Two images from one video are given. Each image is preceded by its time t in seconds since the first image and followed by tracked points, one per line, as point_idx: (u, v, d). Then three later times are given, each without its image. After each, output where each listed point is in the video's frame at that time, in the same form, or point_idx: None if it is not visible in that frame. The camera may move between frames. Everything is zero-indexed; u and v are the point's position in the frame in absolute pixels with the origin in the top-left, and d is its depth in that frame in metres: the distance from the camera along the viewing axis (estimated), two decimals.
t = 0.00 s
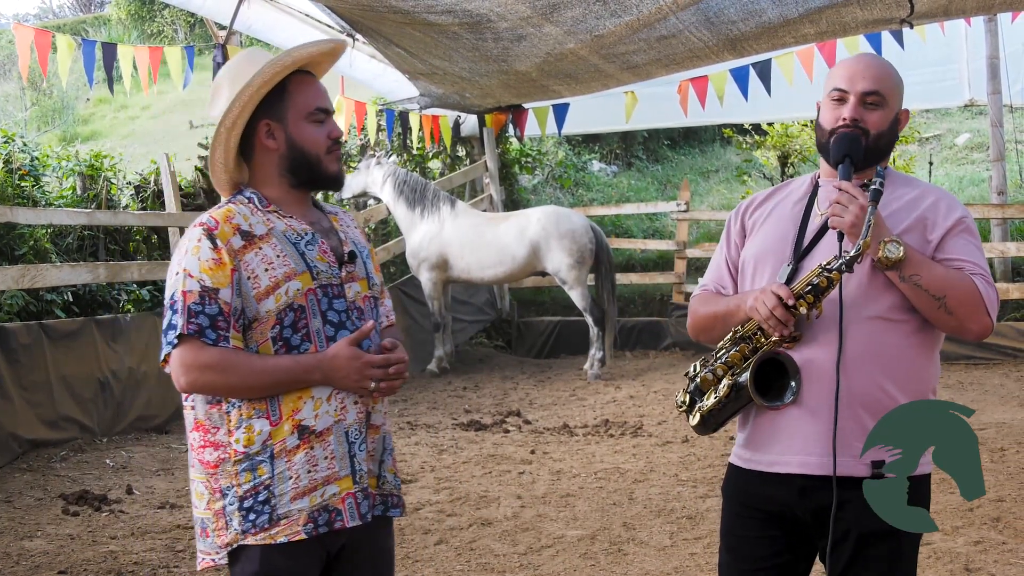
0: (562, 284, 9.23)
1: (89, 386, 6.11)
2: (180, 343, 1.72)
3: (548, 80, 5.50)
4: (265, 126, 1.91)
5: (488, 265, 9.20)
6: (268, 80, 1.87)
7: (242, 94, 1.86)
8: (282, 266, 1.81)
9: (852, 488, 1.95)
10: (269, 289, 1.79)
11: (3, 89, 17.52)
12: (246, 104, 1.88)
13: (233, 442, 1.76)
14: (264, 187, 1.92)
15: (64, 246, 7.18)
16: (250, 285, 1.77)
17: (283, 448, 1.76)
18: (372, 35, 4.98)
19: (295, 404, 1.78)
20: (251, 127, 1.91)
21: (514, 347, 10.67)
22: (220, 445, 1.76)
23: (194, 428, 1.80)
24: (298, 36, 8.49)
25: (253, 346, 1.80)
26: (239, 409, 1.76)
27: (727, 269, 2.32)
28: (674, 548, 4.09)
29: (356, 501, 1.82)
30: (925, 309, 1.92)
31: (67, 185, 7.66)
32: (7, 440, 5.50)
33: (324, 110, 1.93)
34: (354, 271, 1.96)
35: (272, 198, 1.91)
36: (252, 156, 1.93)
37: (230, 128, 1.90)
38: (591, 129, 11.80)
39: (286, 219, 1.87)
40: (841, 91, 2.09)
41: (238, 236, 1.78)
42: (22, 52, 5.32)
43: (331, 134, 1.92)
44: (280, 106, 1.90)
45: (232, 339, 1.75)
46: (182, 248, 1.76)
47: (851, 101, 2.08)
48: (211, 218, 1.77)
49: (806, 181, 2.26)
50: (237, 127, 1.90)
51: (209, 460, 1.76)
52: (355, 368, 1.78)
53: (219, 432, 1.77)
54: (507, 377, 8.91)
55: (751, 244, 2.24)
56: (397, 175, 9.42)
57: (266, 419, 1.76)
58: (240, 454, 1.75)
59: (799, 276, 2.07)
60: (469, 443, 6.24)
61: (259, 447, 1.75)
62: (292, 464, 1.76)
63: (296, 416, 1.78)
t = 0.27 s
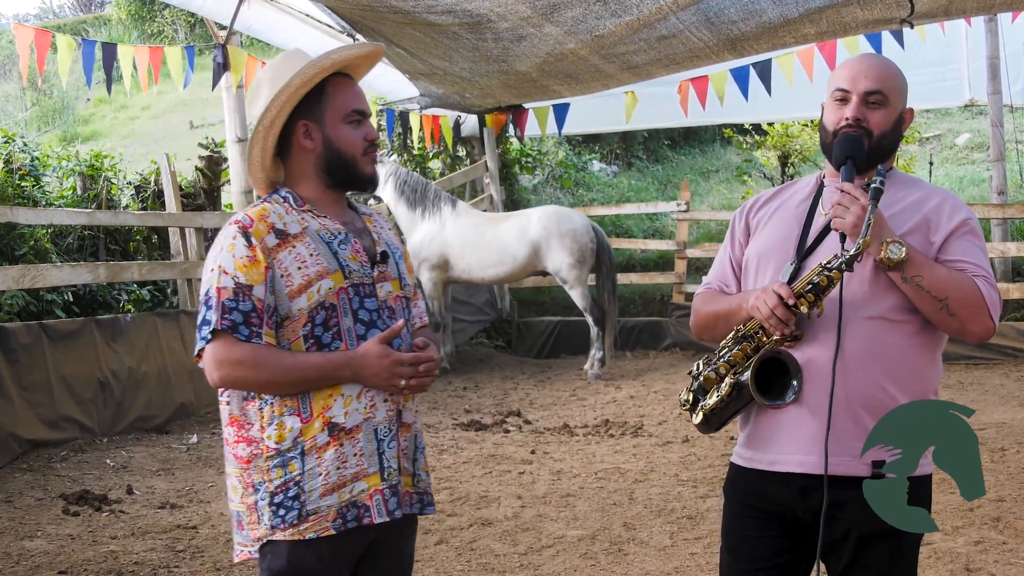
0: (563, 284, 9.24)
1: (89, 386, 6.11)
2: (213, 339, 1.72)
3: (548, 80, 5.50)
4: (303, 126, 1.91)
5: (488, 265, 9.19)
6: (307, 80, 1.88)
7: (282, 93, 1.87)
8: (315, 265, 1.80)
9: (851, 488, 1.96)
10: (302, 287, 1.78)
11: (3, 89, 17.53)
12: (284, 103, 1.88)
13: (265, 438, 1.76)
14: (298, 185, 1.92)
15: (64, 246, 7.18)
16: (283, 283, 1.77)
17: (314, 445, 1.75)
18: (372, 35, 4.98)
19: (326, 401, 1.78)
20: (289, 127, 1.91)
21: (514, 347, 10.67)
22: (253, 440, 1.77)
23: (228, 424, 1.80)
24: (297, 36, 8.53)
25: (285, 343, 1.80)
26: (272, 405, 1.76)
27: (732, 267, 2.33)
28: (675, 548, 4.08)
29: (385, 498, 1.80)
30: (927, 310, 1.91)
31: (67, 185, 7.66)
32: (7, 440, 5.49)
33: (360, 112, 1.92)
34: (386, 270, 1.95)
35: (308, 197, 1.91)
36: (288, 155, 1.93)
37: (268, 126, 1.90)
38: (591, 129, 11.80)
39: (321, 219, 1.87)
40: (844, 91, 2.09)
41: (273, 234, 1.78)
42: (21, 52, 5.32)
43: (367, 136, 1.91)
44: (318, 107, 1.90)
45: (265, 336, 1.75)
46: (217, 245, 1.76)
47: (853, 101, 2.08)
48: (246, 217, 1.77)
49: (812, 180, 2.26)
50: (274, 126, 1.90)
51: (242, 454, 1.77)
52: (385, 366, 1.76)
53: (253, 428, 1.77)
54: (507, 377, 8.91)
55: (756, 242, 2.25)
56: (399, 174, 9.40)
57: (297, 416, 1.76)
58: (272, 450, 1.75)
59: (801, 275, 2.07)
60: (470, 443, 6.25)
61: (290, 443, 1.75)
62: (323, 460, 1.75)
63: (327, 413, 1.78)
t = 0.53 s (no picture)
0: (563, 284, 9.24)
1: (89, 386, 6.11)
2: (236, 338, 1.72)
3: (548, 80, 5.50)
4: (325, 132, 1.92)
5: (488, 264, 9.21)
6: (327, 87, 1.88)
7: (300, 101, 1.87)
8: (336, 267, 1.80)
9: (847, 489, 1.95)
10: (322, 288, 1.78)
11: (3, 89, 17.53)
12: (304, 110, 1.89)
13: (285, 436, 1.77)
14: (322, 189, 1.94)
15: (64, 246, 7.18)
16: (304, 284, 1.77)
17: (332, 444, 1.75)
18: (372, 35, 4.98)
19: (344, 401, 1.77)
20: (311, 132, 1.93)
21: (514, 347, 10.66)
22: (273, 438, 1.78)
23: (251, 421, 1.82)
24: (296, 35, 8.54)
25: (307, 344, 1.80)
26: (293, 404, 1.77)
27: (734, 265, 2.34)
28: (674, 548, 4.09)
29: (401, 498, 1.78)
30: (923, 311, 1.91)
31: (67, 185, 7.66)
32: (6, 439, 5.49)
33: (382, 115, 1.92)
34: (411, 273, 1.93)
35: (336, 200, 1.92)
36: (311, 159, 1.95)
37: (290, 132, 1.92)
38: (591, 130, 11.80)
39: (346, 221, 1.87)
40: (841, 93, 2.09)
41: (296, 236, 1.79)
42: (21, 52, 5.32)
43: (388, 139, 1.90)
44: (339, 112, 1.91)
45: (287, 336, 1.75)
46: (242, 247, 1.78)
47: (850, 102, 2.08)
48: (270, 218, 1.79)
49: (814, 181, 2.26)
50: (296, 132, 1.92)
51: (262, 451, 1.78)
52: (402, 370, 1.74)
53: (273, 425, 1.78)
54: (507, 378, 8.90)
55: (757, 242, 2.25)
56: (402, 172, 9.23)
57: (316, 415, 1.76)
58: (291, 448, 1.76)
59: (800, 275, 2.07)
60: (469, 443, 6.25)
61: (308, 442, 1.75)
62: (340, 459, 1.75)
63: (346, 413, 1.77)
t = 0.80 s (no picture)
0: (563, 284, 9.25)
1: (88, 386, 6.11)
2: (239, 327, 1.74)
3: (547, 80, 5.50)
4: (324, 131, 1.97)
5: (488, 263, 9.22)
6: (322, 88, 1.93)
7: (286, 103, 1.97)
8: (341, 263, 1.81)
9: (843, 488, 1.96)
10: (326, 283, 1.80)
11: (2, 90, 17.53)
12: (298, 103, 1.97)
13: (281, 426, 1.79)
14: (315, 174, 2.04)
15: (63, 246, 7.18)
16: (309, 277, 1.80)
17: (323, 437, 1.76)
18: (371, 35, 4.98)
19: (337, 394, 1.78)
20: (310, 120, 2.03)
21: (513, 347, 10.65)
22: (274, 426, 1.81)
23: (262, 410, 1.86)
24: (295, 35, 8.55)
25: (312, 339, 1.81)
26: (291, 396, 1.79)
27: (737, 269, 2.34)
28: (673, 548, 4.09)
29: (389, 496, 1.76)
30: (910, 309, 1.91)
31: (66, 185, 7.66)
32: (5, 439, 5.49)
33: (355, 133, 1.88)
34: (423, 278, 1.89)
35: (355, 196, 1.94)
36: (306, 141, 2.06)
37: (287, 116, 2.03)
38: (590, 130, 11.81)
39: (363, 219, 1.88)
40: (826, 98, 2.12)
41: (308, 230, 1.82)
42: (20, 52, 5.32)
43: (357, 160, 1.86)
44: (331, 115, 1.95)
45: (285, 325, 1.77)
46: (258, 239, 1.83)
47: (832, 107, 2.10)
48: (285, 213, 1.83)
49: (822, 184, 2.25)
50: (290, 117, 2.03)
51: (265, 440, 1.82)
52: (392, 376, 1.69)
53: (275, 415, 1.81)
54: (506, 378, 8.90)
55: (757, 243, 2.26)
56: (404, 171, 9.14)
57: (311, 407, 1.78)
58: (287, 439, 1.78)
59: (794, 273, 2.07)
60: (468, 443, 6.25)
61: (302, 434, 1.77)
62: (330, 453, 1.75)
63: (337, 407, 1.77)
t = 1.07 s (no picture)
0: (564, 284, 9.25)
1: (87, 386, 6.12)
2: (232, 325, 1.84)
3: (546, 80, 5.50)
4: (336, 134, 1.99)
5: (489, 263, 9.20)
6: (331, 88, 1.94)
7: (294, 98, 2.00)
8: (336, 263, 1.84)
9: (839, 488, 1.97)
10: (321, 282, 1.84)
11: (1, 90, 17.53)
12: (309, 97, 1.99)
13: (282, 425, 1.82)
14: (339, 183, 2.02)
15: (62, 246, 7.19)
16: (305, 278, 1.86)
17: (320, 435, 1.78)
18: (371, 35, 4.98)
19: (333, 393, 1.79)
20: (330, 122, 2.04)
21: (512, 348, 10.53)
22: (276, 426, 1.84)
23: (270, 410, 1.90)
24: (294, 35, 8.55)
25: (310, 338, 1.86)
26: (291, 394, 1.82)
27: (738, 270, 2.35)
28: (672, 548, 4.09)
29: (380, 497, 1.76)
30: (900, 309, 1.91)
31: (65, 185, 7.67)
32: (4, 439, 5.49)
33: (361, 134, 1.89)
34: (421, 278, 1.89)
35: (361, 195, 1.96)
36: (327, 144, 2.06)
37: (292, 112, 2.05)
38: (589, 130, 11.81)
39: (363, 219, 1.90)
40: (819, 99, 2.12)
41: (306, 231, 1.87)
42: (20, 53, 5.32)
43: (362, 161, 1.87)
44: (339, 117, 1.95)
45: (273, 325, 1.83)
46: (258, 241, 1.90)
47: (825, 107, 2.11)
48: (287, 214, 1.89)
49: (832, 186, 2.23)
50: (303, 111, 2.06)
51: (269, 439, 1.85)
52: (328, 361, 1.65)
53: (277, 415, 1.84)
54: (505, 378, 8.89)
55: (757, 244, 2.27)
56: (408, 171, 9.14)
57: (308, 406, 1.80)
58: (287, 438, 1.81)
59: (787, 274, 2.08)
60: (468, 443, 6.25)
61: (300, 432, 1.79)
62: (327, 452, 1.77)
63: (334, 406, 1.79)
